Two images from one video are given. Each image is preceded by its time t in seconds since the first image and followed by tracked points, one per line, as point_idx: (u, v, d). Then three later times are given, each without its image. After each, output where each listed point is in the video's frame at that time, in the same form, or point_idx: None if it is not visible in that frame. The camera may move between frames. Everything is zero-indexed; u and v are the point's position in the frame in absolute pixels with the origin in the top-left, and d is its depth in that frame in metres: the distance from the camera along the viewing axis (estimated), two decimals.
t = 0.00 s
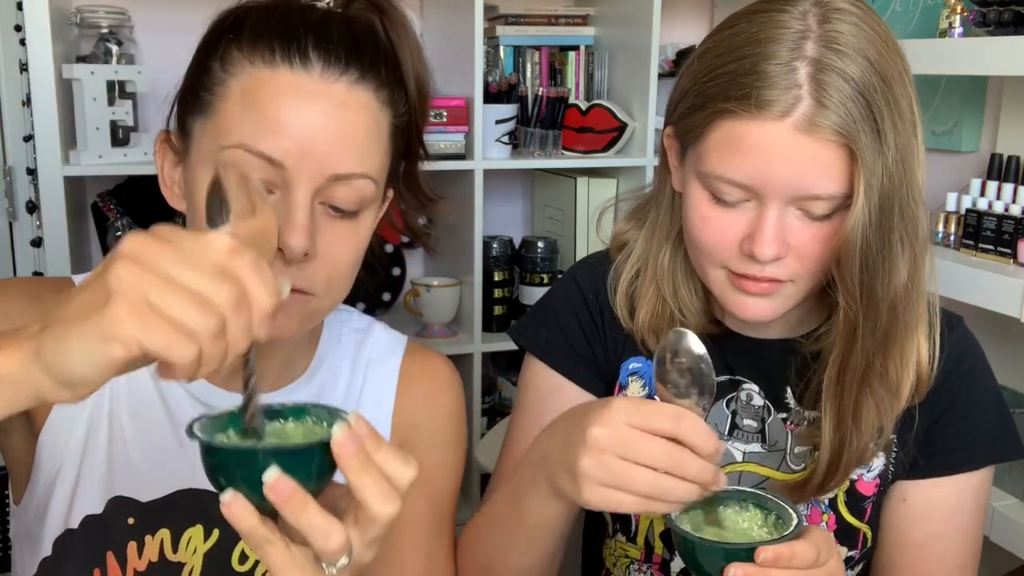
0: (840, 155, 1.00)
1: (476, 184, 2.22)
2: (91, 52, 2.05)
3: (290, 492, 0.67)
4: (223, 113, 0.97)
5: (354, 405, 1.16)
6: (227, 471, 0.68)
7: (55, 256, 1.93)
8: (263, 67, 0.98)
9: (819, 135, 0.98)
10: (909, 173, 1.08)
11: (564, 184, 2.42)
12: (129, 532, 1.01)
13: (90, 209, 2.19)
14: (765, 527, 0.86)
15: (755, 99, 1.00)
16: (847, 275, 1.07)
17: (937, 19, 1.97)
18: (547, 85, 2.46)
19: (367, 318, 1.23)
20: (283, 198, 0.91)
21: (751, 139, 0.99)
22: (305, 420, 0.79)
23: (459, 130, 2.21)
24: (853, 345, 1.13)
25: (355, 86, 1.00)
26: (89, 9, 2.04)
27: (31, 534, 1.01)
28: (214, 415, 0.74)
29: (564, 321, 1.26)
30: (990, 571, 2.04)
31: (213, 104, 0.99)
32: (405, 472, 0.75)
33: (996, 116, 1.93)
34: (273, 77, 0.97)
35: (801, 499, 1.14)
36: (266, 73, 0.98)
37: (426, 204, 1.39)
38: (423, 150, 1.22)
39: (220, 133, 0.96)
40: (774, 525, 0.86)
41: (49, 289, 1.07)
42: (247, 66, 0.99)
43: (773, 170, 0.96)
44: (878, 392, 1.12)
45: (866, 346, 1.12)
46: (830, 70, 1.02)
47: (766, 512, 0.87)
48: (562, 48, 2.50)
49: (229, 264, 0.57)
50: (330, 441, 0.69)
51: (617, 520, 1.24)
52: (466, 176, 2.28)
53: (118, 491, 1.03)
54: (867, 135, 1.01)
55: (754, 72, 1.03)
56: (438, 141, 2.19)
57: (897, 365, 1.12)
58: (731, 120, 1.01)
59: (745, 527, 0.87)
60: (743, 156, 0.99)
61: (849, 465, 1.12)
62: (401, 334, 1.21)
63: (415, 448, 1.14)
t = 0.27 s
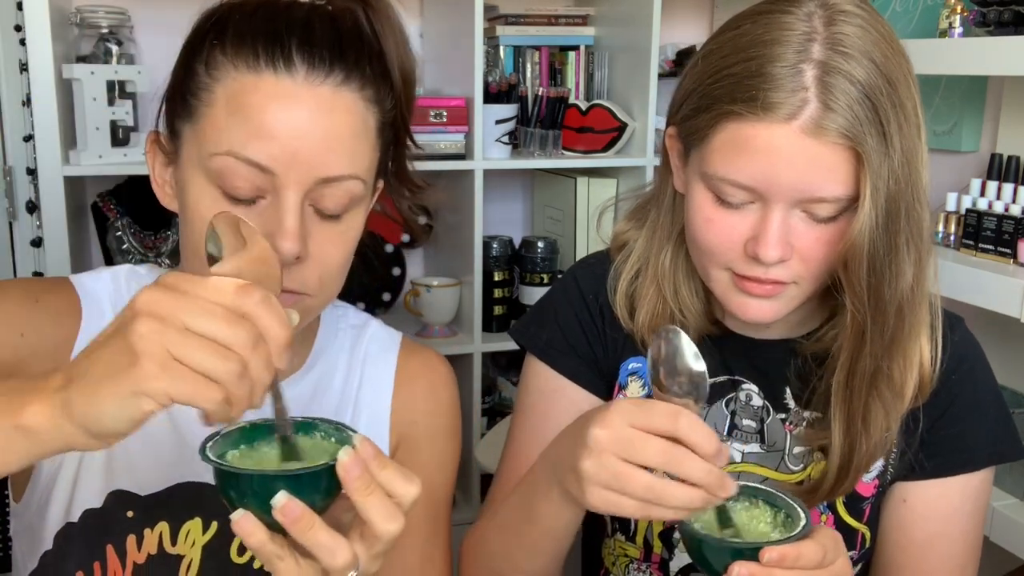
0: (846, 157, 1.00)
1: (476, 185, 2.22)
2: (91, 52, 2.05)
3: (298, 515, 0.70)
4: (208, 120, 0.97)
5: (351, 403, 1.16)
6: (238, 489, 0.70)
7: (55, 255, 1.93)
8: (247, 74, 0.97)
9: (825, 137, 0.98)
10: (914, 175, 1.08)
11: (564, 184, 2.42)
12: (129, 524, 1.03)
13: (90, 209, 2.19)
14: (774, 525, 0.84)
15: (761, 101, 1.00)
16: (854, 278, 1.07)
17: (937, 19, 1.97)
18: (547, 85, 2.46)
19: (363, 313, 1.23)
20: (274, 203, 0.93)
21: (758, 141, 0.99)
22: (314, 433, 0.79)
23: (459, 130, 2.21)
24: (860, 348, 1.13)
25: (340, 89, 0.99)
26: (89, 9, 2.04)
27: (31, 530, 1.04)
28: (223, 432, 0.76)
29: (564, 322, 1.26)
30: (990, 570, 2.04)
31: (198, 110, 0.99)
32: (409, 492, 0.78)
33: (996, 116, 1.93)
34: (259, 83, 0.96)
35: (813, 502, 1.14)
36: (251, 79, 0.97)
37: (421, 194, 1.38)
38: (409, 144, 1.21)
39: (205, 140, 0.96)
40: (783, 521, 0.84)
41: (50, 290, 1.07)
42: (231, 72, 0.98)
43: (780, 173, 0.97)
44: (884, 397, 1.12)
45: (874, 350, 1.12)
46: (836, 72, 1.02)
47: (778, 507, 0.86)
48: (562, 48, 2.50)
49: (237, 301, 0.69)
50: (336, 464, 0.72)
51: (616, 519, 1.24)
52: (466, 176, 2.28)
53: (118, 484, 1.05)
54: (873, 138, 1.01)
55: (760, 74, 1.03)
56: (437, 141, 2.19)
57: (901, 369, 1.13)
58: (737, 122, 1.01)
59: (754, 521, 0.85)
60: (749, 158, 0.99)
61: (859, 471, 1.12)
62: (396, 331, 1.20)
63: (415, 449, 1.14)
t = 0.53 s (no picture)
0: (854, 149, 1.00)
1: (477, 183, 2.22)
2: (91, 52, 2.05)
3: (281, 498, 0.71)
4: (229, 112, 0.96)
5: (346, 391, 1.16)
6: (224, 473, 0.71)
7: (55, 255, 1.93)
8: (267, 65, 0.97)
9: (832, 129, 0.98)
10: (919, 168, 1.08)
11: (565, 183, 2.42)
12: (127, 509, 1.03)
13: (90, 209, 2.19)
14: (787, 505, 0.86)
15: (769, 95, 1.00)
16: (862, 271, 1.08)
17: (937, 19, 1.97)
18: (547, 85, 2.46)
19: (357, 305, 1.23)
20: (297, 189, 0.94)
21: (765, 134, 0.99)
22: (301, 422, 0.80)
23: (459, 130, 2.21)
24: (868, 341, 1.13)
25: (354, 83, 0.99)
26: (88, 9, 2.04)
27: (34, 517, 1.04)
28: (208, 423, 0.76)
29: (568, 320, 1.26)
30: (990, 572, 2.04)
31: (217, 104, 0.97)
32: (396, 477, 0.78)
33: (995, 116, 1.94)
34: (281, 76, 0.96)
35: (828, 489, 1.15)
36: (273, 71, 0.96)
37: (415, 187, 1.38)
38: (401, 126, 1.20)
39: (229, 126, 0.96)
40: (793, 504, 0.85)
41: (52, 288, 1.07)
42: (249, 63, 0.97)
43: (788, 165, 0.97)
44: (890, 390, 1.12)
45: (880, 341, 1.13)
46: (842, 65, 1.02)
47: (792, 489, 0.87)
48: (563, 48, 2.50)
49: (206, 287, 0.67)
50: (319, 448, 0.72)
51: (620, 518, 1.24)
52: (466, 176, 2.28)
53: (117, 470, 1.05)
54: (880, 130, 1.01)
55: (766, 68, 1.03)
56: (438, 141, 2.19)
57: (907, 362, 1.12)
58: (744, 116, 1.01)
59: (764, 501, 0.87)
60: (757, 152, 0.99)
61: (868, 459, 1.13)
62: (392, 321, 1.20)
63: (417, 446, 1.14)
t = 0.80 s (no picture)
0: (852, 153, 1.00)
1: (477, 184, 2.22)
2: (91, 52, 2.05)
3: (278, 491, 0.71)
4: (196, 110, 0.97)
5: (348, 389, 1.15)
6: (222, 467, 0.71)
7: (54, 255, 1.93)
8: (231, 61, 0.97)
9: (831, 133, 0.98)
10: (918, 170, 1.08)
11: (564, 183, 2.42)
12: (126, 507, 1.03)
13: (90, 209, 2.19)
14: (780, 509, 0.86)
15: (767, 98, 1.00)
16: (859, 273, 1.07)
17: (937, 19, 1.97)
18: (547, 85, 2.46)
19: (359, 304, 1.23)
20: (259, 185, 0.94)
21: (763, 138, 0.99)
22: (298, 415, 0.80)
23: (459, 130, 2.21)
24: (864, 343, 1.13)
25: (321, 75, 0.99)
26: (88, 9, 2.04)
27: (32, 516, 1.04)
28: (205, 415, 0.76)
29: (569, 320, 1.26)
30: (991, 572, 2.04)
31: (187, 101, 0.99)
32: (393, 471, 0.78)
33: (995, 115, 1.94)
34: (243, 71, 0.96)
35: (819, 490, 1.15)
36: (236, 66, 0.97)
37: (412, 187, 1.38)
38: (396, 127, 1.19)
39: (194, 127, 0.97)
40: (786, 508, 0.86)
41: (52, 288, 1.07)
42: (217, 60, 0.98)
43: (786, 169, 0.97)
44: (887, 390, 1.12)
45: (877, 341, 1.12)
46: (840, 68, 1.02)
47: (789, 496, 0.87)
48: (563, 48, 2.50)
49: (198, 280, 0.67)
50: (316, 440, 0.72)
51: (620, 519, 1.24)
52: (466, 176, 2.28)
53: (115, 468, 1.05)
54: (878, 133, 1.01)
55: (764, 71, 1.03)
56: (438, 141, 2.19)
57: (904, 363, 1.12)
58: (742, 120, 1.01)
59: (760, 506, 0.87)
60: (756, 155, 0.99)
61: (861, 460, 1.12)
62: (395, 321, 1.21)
63: (417, 447, 1.14)
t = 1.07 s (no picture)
0: (852, 156, 1.00)
1: (477, 184, 2.22)
2: (91, 52, 2.05)
3: (286, 494, 0.70)
4: (188, 114, 0.97)
5: (349, 390, 1.15)
6: (229, 473, 0.71)
7: (54, 255, 1.93)
8: (219, 64, 0.97)
9: (830, 137, 0.98)
10: (918, 173, 1.08)
11: (564, 183, 2.42)
12: (129, 509, 1.03)
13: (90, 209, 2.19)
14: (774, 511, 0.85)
15: (767, 101, 1.00)
16: (858, 277, 1.08)
17: (937, 19, 1.97)
18: (547, 86, 2.46)
19: (360, 305, 1.23)
20: (253, 187, 0.94)
21: (763, 141, 0.99)
22: (302, 425, 0.80)
23: (459, 130, 2.21)
24: (864, 345, 1.13)
25: (310, 74, 0.99)
26: (88, 9, 2.04)
27: (36, 518, 1.04)
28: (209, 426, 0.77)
29: (569, 320, 1.26)
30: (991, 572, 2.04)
31: (178, 105, 0.99)
32: (398, 474, 0.78)
33: (995, 115, 1.94)
34: (232, 73, 0.96)
35: (815, 495, 1.15)
36: (223, 68, 0.97)
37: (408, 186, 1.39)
38: (384, 125, 1.19)
39: (188, 131, 0.97)
40: (779, 511, 0.85)
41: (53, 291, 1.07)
42: (206, 63, 0.98)
43: (785, 171, 0.97)
44: (887, 393, 1.12)
45: (877, 344, 1.12)
46: (841, 72, 1.02)
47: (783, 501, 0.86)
48: (562, 48, 2.50)
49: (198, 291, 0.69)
50: (321, 444, 0.73)
51: (620, 518, 1.24)
52: (466, 176, 2.28)
53: (119, 470, 1.05)
54: (878, 137, 1.01)
55: (764, 74, 1.03)
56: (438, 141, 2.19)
57: (905, 365, 1.12)
58: (742, 122, 1.01)
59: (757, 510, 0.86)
60: (755, 157, 0.99)
61: (860, 462, 1.12)
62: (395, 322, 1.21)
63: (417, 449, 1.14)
